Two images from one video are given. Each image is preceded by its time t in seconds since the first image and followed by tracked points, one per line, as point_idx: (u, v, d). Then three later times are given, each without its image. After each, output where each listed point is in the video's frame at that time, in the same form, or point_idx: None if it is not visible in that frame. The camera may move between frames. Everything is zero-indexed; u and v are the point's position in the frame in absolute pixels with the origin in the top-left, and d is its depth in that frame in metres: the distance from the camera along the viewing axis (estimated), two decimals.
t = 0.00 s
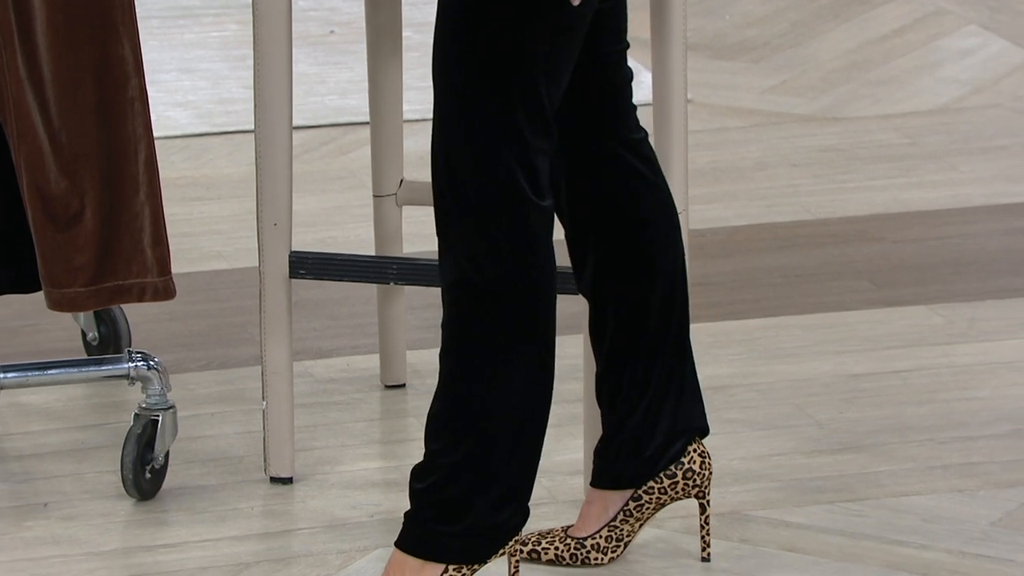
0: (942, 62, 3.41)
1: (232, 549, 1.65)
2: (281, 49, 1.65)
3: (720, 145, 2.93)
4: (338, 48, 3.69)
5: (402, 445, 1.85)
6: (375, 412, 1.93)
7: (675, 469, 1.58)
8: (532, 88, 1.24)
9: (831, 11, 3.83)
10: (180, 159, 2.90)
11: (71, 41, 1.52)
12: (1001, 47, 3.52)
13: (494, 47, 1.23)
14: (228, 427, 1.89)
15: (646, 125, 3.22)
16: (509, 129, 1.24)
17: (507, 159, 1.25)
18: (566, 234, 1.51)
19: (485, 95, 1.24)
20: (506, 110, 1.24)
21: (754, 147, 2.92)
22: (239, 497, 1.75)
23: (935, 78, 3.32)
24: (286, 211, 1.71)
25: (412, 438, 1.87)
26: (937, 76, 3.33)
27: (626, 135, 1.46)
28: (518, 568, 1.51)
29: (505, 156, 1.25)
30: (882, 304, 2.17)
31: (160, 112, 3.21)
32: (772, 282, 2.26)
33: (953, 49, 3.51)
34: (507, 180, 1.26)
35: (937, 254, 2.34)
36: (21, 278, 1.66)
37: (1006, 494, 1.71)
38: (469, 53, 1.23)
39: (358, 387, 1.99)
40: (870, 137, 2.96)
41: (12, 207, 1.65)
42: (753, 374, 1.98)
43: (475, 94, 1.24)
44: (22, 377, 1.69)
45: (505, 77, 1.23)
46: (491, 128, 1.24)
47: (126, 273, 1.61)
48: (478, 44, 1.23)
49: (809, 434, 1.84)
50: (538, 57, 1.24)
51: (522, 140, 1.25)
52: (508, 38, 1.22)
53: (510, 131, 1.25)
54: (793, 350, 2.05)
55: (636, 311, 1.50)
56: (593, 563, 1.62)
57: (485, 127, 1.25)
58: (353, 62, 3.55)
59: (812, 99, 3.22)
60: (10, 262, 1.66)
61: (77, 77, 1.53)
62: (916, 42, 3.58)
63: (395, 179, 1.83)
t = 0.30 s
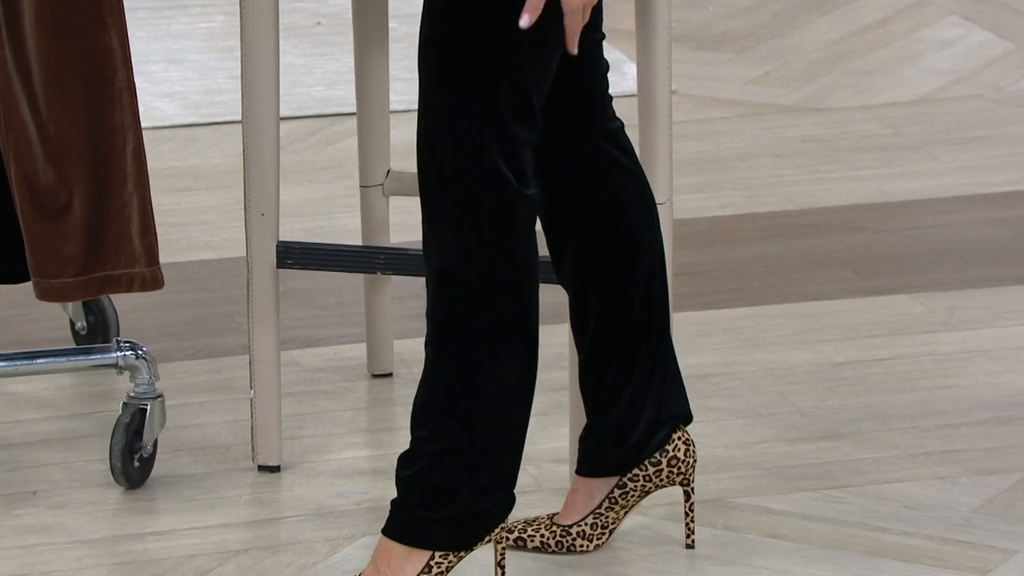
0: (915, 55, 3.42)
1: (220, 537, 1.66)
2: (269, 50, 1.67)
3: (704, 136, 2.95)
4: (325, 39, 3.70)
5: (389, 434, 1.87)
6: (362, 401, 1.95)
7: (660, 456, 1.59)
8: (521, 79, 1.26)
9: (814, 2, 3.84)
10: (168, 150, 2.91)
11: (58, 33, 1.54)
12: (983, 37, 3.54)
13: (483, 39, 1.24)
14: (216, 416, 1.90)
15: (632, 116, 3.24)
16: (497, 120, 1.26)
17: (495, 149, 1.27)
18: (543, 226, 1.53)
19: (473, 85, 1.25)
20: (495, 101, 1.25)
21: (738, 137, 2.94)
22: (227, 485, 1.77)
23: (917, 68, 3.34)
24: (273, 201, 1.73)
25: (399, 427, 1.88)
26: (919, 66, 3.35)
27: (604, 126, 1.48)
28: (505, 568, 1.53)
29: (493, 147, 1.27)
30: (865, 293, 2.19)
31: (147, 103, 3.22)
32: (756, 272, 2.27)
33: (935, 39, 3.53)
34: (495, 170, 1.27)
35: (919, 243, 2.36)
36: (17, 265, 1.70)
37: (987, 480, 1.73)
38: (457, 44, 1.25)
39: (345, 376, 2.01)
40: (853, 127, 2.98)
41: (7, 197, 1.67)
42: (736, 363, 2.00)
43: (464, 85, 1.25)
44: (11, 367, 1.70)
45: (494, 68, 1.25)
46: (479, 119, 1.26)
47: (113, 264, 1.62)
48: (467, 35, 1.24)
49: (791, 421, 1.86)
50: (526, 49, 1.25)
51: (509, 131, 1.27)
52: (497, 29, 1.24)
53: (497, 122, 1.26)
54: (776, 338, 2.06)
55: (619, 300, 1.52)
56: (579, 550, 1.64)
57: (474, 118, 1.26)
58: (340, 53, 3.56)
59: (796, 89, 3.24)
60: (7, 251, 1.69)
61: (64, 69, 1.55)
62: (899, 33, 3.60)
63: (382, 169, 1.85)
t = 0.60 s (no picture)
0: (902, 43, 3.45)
1: (206, 525, 1.67)
2: (252, 50, 1.68)
3: (687, 126, 2.96)
4: (312, 30, 3.70)
5: (375, 422, 1.88)
6: (348, 389, 1.96)
7: (644, 444, 1.60)
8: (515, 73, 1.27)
9: None
10: (154, 139, 2.92)
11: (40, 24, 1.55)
12: (965, 27, 3.55)
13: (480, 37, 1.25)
14: (202, 405, 1.91)
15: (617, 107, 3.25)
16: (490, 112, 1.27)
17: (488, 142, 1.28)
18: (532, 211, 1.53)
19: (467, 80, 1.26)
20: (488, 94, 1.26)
21: (722, 127, 2.95)
22: (214, 474, 1.78)
23: (898, 58, 3.35)
24: (259, 191, 1.73)
25: (384, 415, 1.89)
26: (901, 56, 3.37)
27: (593, 111, 1.49)
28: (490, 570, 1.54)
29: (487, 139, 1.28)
30: (847, 282, 2.21)
31: (134, 93, 3.22)
32: (739, 261, 2.29)
33: (917, 29, 3.55)
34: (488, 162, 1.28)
35: (901, 231, 2.38)
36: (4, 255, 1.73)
37: (968, 467, 1.75)
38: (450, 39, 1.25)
39: (331, 365, 2.02)
40: (835, 117, 3.00)
41: None
42: (720, 351, 2.01)
43: (457, 79, 1.26)
44: None
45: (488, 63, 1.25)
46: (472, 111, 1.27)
47: (95, 256, 1.63)
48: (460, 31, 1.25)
49: (775, 409, 1.88)
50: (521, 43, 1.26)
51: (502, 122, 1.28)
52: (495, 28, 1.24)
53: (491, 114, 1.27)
54: (759, 327, 2.08)
55: (607, 288, 1.53)
56: (564, 537, 1.65)
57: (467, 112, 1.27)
58: (326, 43, 3.56)
59: (779, 79, 3.25)
60: None
61: (46, 60, 1.56)
62: (880, 24, 3.62)
63: (367, 159, 1.86)
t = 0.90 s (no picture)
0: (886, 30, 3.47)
1: (198, 508, 1.69)
2: (244, 41, 1.69)
3: (674, 112, 2.98)
4: (302, 17, 3.71)
5: (364, 406, 1.89)
6: (338, 374, 1.97)
7: (632, 428, 1.62)
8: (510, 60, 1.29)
9: None
10: (145, 125, 2.93)
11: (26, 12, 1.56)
12: (949, 14, 3.58)
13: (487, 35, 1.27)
14: (193, 389, 1.93)
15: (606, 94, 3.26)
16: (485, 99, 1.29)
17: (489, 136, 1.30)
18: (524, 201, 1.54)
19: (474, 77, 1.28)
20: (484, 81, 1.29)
21: (709, 113, 2.97)
22: (204, 458, 1.79)
23: (882, 45, 3.38)
24: (249, 177, 1.74)
25: (374, 399, 1.91)
26: (885, 43, 3.39)
27: (584, 100, 1.49)
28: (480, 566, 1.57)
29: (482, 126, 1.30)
30: (833, 266, 2.22)
31: (125, 79, 3.23)
32: (726, 246, 2.30)
33: (901, 16, 3.57)
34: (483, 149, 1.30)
35: (886, 217, 2.40)
36: None
37: (952, 450, 1.76)
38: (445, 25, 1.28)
39: (321, 350, 2.03)
40: (820, 103, 3.02)
41: None
42: (706, 336, 2.03)
43: (453, 65, 1.29)
44: None
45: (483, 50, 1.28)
46: (467, 98, 1.29)
47: (80, 244, 1.64)
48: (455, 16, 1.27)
49: (761, 392, 1.89)
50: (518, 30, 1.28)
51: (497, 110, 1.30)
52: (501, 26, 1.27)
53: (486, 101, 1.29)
54: (745, 311, 2.10)
55: (597, 275, 1.54)
56: (552, 520, 1.67)
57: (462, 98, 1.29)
58: (316, 29, 3.57)
59: (765, 66, 3.27)
60: None
61: (33, 48, 1.57)
62: (864, 11, 3.65)
63: (356, 143, 1.87)
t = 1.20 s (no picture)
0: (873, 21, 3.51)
1: (198, 492, 1.72)
2: (241, 35, 1.72)
3: (664, 103, 3.02)
4: (300, 9, 3.74)
5: (361, 392, 1.93)
6: (335, 360, 2.01)
7: (624, 413, 1.65)
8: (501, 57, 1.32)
9: None
10: (145, 115, 2.96)
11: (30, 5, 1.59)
12: (934, 5, 3.63)
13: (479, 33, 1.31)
14: (193, 374, 1.96)
15: (598, 85, 3.30)
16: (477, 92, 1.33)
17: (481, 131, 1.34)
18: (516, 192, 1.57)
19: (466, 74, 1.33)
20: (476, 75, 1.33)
21: (699, 104, 3.01)
22: (204, 442, 1.82)
23: (870, 36, 3.41)
24: (247, 166, 1.77)
25: (370, 385, 1.94)
26: (873, 34, 3.43)
27: (574, 92, 1.53)
28: (475, 549, 1.60)
29: (474, 118, 1.34)
30: (822, 254, 2.26)
31: (125, 70, 3.25)
32: (717, 235, 2.34)
33: (888, 7, 3.62)
34: (476, 140, 1.35)
35: (875, 206, 2.43)
36: None
37: (937, 434, 1.80)
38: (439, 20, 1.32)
39: (318, 336, 2.07)
40: (808, 93, 3.05)
41: None
42: (697, 323, 2.06)
43: (447, 61, 1.33)
44: None
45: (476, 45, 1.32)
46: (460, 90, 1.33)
47: (83, 232, 1.68)
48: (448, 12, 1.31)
49: (751, 378, 1.93)
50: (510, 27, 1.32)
51: (488, 103, 1.34)
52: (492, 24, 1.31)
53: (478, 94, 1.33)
54: (735, 298, 2.13)
55: (590, 264, 1.57)
56: (546, 503, 1.70)
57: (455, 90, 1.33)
58: (314, 21, 3.60)
59: (754, 56, 3.31)
60: None
61: (36, 40, 1.60)
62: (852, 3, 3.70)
63: (352, 135, 1.90)
